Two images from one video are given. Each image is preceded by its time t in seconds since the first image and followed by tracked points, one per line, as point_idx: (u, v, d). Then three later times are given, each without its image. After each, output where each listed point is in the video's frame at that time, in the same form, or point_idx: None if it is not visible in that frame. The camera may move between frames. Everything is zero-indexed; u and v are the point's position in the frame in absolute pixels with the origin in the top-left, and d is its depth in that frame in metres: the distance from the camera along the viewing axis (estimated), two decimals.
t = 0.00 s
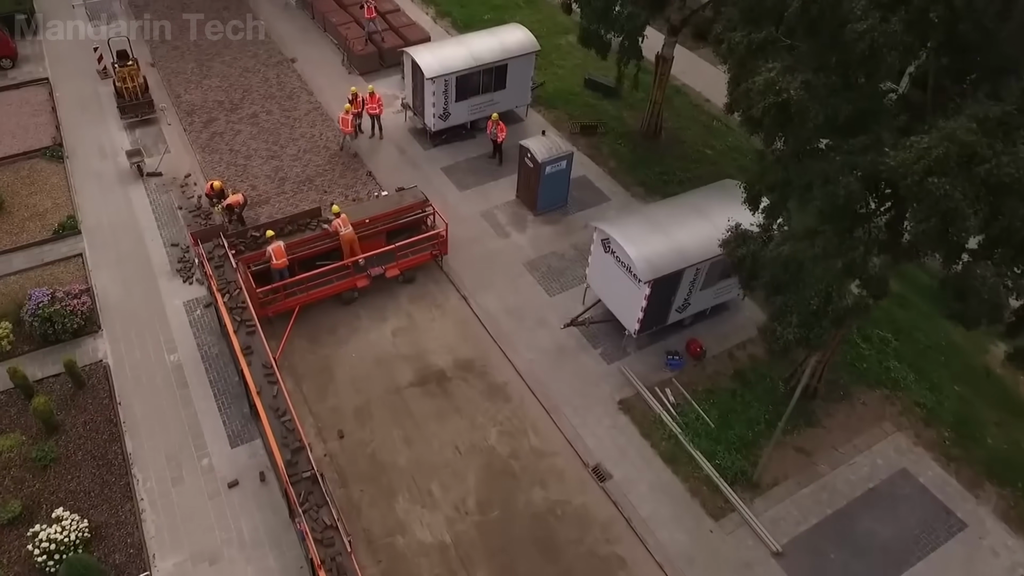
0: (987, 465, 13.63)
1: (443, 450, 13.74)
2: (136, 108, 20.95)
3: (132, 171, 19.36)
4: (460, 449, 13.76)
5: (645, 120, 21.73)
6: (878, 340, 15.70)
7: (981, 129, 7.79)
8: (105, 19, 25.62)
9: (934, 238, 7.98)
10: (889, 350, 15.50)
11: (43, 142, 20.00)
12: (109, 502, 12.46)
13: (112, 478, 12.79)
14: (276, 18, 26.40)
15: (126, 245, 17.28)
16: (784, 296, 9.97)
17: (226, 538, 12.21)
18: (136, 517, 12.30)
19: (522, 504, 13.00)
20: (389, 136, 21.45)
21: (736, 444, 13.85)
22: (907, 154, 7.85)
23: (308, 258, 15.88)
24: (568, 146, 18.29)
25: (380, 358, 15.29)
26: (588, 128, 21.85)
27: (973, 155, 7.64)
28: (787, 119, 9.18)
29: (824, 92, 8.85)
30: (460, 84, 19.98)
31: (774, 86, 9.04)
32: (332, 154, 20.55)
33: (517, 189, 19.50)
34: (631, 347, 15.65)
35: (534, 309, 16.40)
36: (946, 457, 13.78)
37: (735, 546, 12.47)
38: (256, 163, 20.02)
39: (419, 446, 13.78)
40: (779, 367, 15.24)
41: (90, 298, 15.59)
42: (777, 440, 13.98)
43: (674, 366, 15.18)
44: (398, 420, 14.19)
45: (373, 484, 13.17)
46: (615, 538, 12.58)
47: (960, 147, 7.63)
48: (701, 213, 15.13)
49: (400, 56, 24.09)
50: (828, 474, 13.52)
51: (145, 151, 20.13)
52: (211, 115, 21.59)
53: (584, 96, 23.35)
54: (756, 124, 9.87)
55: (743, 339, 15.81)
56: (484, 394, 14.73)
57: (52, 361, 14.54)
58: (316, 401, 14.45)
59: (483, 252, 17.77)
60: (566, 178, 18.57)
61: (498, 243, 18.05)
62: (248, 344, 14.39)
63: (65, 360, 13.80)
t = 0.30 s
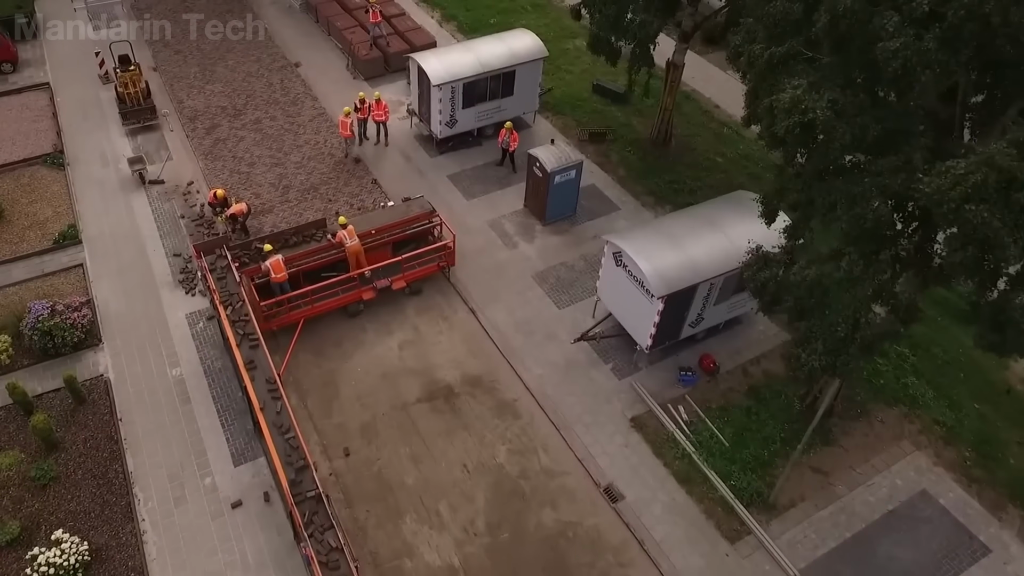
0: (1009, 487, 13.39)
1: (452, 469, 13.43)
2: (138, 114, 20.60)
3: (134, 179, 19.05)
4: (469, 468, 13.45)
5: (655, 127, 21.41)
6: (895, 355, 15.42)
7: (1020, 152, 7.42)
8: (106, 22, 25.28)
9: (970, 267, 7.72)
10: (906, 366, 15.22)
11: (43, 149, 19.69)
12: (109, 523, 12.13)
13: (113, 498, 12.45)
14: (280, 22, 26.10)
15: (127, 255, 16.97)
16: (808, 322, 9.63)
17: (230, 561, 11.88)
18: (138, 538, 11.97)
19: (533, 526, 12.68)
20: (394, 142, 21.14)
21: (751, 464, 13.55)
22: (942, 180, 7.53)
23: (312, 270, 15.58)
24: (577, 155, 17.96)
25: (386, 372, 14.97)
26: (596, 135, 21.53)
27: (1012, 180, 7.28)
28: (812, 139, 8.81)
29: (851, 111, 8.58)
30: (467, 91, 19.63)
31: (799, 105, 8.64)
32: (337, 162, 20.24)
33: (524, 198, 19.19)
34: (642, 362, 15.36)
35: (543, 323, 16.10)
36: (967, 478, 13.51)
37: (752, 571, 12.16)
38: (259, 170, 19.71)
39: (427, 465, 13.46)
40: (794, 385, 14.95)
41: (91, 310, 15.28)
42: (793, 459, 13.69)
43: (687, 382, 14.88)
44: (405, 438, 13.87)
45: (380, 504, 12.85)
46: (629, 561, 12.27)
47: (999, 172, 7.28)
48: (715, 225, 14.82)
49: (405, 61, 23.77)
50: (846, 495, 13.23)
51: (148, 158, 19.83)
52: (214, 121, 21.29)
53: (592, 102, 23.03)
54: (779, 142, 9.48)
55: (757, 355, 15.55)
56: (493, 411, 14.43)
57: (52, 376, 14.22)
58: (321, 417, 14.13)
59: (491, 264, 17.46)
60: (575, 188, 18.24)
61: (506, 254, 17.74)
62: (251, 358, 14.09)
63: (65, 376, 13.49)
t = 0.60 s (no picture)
0: None
1: (460, 476, 13.20)
2: (139, 110, 20.41)
3: (136, 176, 18.77)
4: (477, 476, 13.23)
5: (664, 124, 21.07)
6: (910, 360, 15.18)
7: None
8: (107, 15, 24.91)
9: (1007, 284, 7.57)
10: (922, 371, 15.00)
11: (44, 145, 19.40)
12: (113, 531, 11.91)
13: (116, 505, 12.24)
14: (283, 15, 25.72)
15: (129, 255, 16.70)
16: (831, 336, 9.38)
17: (235, 571, 11.68)
18: (141, 547, 11.75)
19: (542, 535, 12.47)
20: (400, 139, 20.82)
21: (765, 472, 13.33)
22: (980, 193, 7.36)
23: (318, 271, 15.31)
24: (586, 154, 17.64)
25: (393, 376, 14.74)
26: (605, 132, 21.19)
27: None
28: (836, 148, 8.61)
29: (878, 120, 8.33)
30: (475, 87, 19.27)
31: (823, 113, 8.47)
32: (342, 159, 19.93)
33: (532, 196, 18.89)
34: (653, 366, 15.12)
35: (552, 326, 15.85)
36: (985, 487, 13.31)
37: None
38: (263, 168, 19.41)
39: (434, 472, 13.24)
40: (808, 390, 14.72)
41: (92, 312, 15.02)
42: (807, 467, 13.47)
43: (698, 387, 14.65)
44: (412, 443, 13.65)
45: (387, 512, 12.64)
46: (641, 572, 12.07)
47: None
48: (727, 227, 14.55)
49: (411, 56, 23.40)
50: (861, 504, 13.01)
51: (149, 155, 19.53)
52: (216, 117, 20.97)
53: (600, 97, 22.67)
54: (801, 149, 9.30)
55: (770, 359, 15.31)
56: (501, 416, 14.21)
57: (53, 379, 13.99)
58: (326, 422, 13.91)
59: (498, 265, 17.18)
60: (585, 187, 17.92)
61: (513, 254, 17.46)
62: (254, 361, 13.83)
63: (67, 380, 13.27)
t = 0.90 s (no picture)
0: None
1: (471, 480, 13.01)
2: (142, 102, 19.94)
3: (139, 171, 18.49)
4: (488, 479, 13.04)
5: (676, 118, 20.69)
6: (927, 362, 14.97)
7: None
8: (108, 5, 24.51)
9: None
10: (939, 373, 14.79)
11: (45, 139, 19.10)
12: (119, 535, 11.74)
13: (122, 509, 12.07)
14: (287, 5, 25.30)
15: (133, 252, 16.45)
16: (859, 346, 9.57)
17: None
18: (148, 552, 11.58)
19: (554, 541, 12.28)
20: (406, 132, 20.47)
21: (780, 476, 13.12)
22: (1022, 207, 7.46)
23: (325, 269, 15.05)
24: (598, 149, 17.31)
25: (402, 377, 14.52)
26: (615, 125, 20.82)
27: None
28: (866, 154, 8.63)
29: (910, 126, 8.40)
30: (483, 80, 18.90)
31: (854, 118, 8.34)
32: (348, 153, 19.61)
33: (541, 192, 18.59)
34: (666, 367, 14.89)
35: (562, 325, 15.60)
36: (1004, 493, 13.12)
37: None
38: (268, 162, 19.11)
39: (444, 475, 13.05)
40: (823, 393, 14.51)
41: (97, 311, 14.80)
42: (823, 471, 13.26)
43: (712, 389, 14.43)
44: (421, 446, 13.46)
45: (397, 516, 12.47)
46: None
47: None
48: (740, 225, 14.26)
49: (417, 46, 22.98)
50: (878, 510, 12.81)
51: (153, 148, 19.23)
52: (220, 109, 20.63)
53: (610, 89, 22.28)
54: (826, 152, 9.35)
55: (784, 360, 15.10)
56: (511, 418, 14.00)
57: (57, 380, 13.79)
58: (334, 424, 13.71)
59: (507, 262, 16.90)
60: (595, 183, 17.60)
61: (523, 251, 17.17)
62: (261, 361, 13.65)
63: (72, 381, 13.06)
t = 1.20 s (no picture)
0: None
1: (480, 482, 12.87)
2: (145, 96, 19.83)
3: (142, 166, 18.25)
4: (498, 482, 12.90)
5: (685, 112, 20.40)
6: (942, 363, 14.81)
7: None
8: None
9: None
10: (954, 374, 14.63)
11: (47, 133, 18.85)
12: (126, 539, 11.62)
13: (129, 512, 11.94)
14: None
15: (137, 249, 16.26)
16: (882, 355, 9.64)
17: None
18: (156, 556, 11.46)
19: (565, 545, 12.15)
20: (412, 126, 20.18)
21: (793, 479, 12.97)
22: None
23: (332, 267, 14.86)
24: (607, 145, 17.03)
25: (409, 377, 14.35)
26: (624, 119, 20.52)
27: None
28: (895, 163, 8.63)
29: (942, 132, 8.47)
30: (490, 74, 18.59)
31: (885, 125, 8.37)
32: (353, 147, 19.35)
33: (550, 188, 18.34)
34: (677, 368, 14.72)
35: (572, 325, 15.42)
36: (1020, 496, 12.97)
37: None
38: (272, 157, 18.86)
39: (453, 477, 12.92)
40: (836, 394, 14.33)
41: (101, 310, 14.62)
42: (837, 474, 13.11)
43: (723, 390, 14.25)
44: (430, 447, 13.32)
45: (406, 520, 12.33)
46: None
47: None
48: (754, 224, 14.04)
49: (422, 38, 22.64)
50: (892, 513, 12.66)
51: (156, 143, 18.97)
52: (224, 103, 20.36)
53: (618, 82, 21.96)
54: (851, 156, 9.41)
55: (796, 361, 14.91)
56: (521, 419, 13.84)
57: (62, 380, 13.64)
58: (342, 425, 13.57)
59: (516, 260, 16.69)
60: (605, 179, 17.34)
61: (532, 249, 16.95)
62: (267, 360, 13.49)
63: (76, 382, 12.91)
